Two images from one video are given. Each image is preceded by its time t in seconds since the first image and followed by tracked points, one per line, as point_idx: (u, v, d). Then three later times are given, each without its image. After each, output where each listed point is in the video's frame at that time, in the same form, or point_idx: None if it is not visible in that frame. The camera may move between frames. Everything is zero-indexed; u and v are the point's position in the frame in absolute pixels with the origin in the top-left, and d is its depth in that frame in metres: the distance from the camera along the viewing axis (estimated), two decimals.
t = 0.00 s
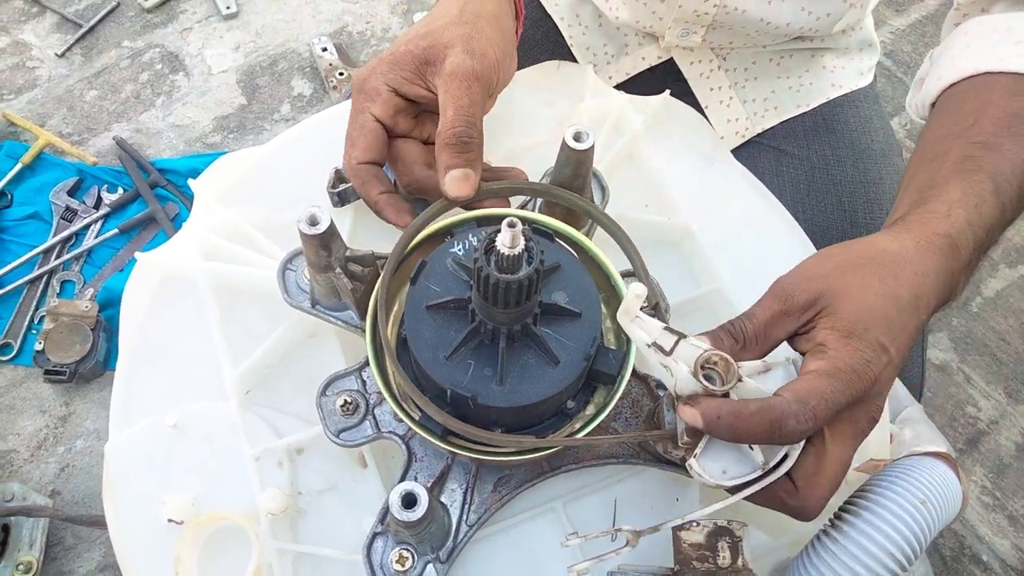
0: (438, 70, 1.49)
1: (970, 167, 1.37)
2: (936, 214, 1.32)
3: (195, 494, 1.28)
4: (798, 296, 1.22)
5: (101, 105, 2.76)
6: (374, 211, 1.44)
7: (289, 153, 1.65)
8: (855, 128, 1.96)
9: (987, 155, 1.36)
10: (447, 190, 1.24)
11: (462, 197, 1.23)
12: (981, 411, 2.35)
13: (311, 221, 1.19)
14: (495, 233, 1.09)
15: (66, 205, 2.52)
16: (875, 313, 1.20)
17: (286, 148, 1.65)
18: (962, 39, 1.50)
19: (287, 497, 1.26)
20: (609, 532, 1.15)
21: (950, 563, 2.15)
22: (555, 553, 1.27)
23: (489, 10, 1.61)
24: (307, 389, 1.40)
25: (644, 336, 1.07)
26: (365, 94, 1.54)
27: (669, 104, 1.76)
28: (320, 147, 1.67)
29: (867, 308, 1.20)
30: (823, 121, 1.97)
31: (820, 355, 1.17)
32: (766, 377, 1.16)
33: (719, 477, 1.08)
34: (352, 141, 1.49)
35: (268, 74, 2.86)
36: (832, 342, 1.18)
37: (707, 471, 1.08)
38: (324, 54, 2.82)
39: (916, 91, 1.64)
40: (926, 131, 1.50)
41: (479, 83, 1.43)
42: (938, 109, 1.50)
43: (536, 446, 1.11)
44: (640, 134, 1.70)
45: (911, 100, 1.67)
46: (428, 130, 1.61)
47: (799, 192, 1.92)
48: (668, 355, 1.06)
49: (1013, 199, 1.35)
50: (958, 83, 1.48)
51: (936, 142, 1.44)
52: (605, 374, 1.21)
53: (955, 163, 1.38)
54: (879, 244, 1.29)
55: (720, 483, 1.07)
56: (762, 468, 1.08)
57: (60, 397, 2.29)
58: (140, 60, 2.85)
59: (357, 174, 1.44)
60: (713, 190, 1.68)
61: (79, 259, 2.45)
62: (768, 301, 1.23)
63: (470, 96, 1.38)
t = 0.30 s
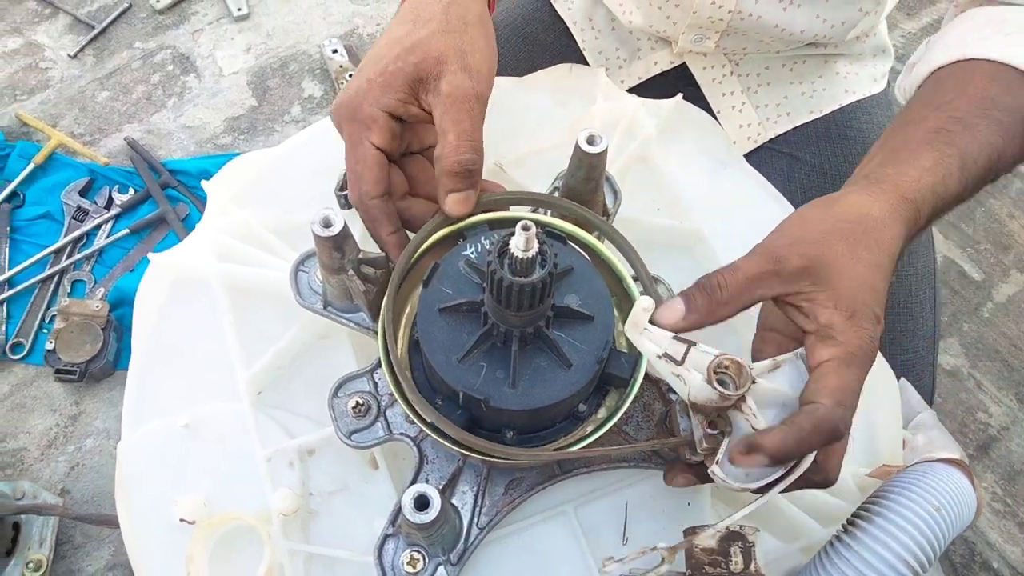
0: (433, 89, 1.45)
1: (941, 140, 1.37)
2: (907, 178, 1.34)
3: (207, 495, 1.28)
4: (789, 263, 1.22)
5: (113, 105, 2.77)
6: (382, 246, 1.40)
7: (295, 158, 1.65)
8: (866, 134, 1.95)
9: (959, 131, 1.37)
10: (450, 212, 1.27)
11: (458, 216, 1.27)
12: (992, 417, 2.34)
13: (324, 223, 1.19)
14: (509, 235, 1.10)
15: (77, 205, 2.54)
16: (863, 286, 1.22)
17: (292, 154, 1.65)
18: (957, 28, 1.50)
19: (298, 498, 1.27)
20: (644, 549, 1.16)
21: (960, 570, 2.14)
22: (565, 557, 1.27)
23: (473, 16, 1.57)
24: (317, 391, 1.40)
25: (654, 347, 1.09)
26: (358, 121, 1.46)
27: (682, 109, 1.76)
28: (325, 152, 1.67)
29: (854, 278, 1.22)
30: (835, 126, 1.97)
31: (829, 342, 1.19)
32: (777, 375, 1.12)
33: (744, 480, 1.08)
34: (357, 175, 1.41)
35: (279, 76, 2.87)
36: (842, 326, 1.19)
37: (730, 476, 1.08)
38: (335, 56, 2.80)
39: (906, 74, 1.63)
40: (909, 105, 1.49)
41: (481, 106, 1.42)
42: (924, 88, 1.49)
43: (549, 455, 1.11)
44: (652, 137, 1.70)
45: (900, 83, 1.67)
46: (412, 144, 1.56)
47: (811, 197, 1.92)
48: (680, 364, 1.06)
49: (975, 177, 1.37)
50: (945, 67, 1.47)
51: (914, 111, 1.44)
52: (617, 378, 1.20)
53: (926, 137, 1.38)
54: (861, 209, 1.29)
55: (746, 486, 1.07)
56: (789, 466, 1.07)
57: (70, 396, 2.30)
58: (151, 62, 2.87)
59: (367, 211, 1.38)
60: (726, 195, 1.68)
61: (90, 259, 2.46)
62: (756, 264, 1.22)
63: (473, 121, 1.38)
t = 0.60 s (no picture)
0: (480, 110, 1.43)
1: (893, 110, 1.45)
2: (855, 139, 1.41)
3: (216, 494, 1.28)
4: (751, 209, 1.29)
5: (123, 104, 2.78)
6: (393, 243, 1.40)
7: (305, 160, 1.64)
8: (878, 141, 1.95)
9: (910, 106, 1.46)
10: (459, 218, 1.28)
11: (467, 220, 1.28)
12: (1001, 424, 2.33)
13: (337, 223, 1.19)
14: (522, 237, 1.09)
15: (86, 203, 2.54)
16: (817, 231, 1.29)
17: (304, 155, 1.65)
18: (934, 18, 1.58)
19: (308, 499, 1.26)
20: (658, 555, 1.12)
21: None
22: (575, 562, 1.26)
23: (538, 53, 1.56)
24: (326, 392, 1.40)
25: (667, 352, 1.08)
26: (401, 113, 1.43)
27: (695, 112, 1.75)
28: (339, 154, 1.66)
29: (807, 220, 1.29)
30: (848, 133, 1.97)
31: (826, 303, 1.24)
32: (793, 381, 1.10)
33: (757, 487, 1.05)
34: (383, 163, 1.39)
35: (289, 75, 2.87)
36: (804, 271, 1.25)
37: (744, 483, 1.06)
38: (344, 56, 2.85)
39: (882, 52, 1.69)
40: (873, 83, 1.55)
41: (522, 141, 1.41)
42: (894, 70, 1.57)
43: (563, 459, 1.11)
44: (665, 142, 1.70)
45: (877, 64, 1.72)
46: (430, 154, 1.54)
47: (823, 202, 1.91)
48: (694, 370, 1.05)
49: (919, 151, 1.46)
50: (917, 52, 1.56)
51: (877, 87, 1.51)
52: (630, 378, 1.20)
53: (880, 112, 1.45)
54: (815, 160, 1.36)
55: (759, 493, 1.05)
56: (802, 470, 1.03)
57: (78, 393, 2.30)
58: (162, 60, 2.87)
59: (385, 202, 1.38)
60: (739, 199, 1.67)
61: (98, 257, 2.47)
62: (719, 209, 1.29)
63: (511, 151, 1.36)
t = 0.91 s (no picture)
0: (514, 129, 1.44)
1: (894, 121, 1.46)
2: (856, 148, 1.42)
3: (225, 493, 1.28)
4: (756, 213, 1.30)
5: (131, 102, 2.79)
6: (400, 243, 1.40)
7: (310, 164, 1.65)
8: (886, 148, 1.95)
9: (912, 116, 1.47)
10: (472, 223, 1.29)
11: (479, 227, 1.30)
12: (1006, 430, 2.33)
13: (350, 224, 1.20)
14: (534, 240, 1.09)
15: (94, 201, 2.55)
16: (819, 237, 1.30)
17: (317, 157, 1.65)
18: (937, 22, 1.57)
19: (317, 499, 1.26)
20: (665, 558, 1.13)
21: None
22: (583, 565, 1.27)
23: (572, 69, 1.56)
24: (335, 392, 1.40)
25: (678, 355, 1.08)
26: (435, 123, 1.41)
27: (704, 116, 1.75)
28: (351, 156, 1.67)
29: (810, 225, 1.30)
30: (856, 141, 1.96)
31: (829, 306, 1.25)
32: (802, 387, 1.12)
33: (766, 492, 1.04)
34: (407, 170, 1.39)
35: (296, 76, 2.88)
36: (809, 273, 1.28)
37: (753, 487, 1.05)
38: (352, 57, 2.86)
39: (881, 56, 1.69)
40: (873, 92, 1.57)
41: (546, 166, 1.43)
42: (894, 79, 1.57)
43: (571, 460, 1.11)
44: (674, 146, 1.70)
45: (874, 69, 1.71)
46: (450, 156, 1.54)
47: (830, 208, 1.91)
48: (706, 373, 1.05)
49: (919, 161, 1.47)
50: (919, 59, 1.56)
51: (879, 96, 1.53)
52: (639, 382, 1.20)
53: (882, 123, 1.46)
54: (816, 167, 1.37)
55: (768, 498, 1.04)
56: (811, 476, 1.03)
57: (83, 391, 2.31)
58: (170, 60, 2.88)
59: (401, 207, 1.38)
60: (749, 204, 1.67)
61: (105, 255, 2.48)
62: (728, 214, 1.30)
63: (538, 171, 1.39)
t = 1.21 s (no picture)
0: (506, 116, 1.47)
1: (988, 188, 1.42)
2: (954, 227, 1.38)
3: (227, 499, 1.28)
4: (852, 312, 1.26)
5: (134, 106, 2.80)
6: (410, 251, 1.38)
7: (315, 167, 1.66)
8: (886, 157, 1.96)
9: (1005, 178, 1.42)
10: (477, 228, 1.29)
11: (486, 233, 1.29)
12: (1005, 438, 2.33)
13: (353, 232, 1.20)
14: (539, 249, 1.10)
15: (96, 204, 2.56)
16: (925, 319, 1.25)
17: (322, 161, 1.66)
18: (988, 62, 1.57)
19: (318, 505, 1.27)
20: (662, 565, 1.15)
21: None
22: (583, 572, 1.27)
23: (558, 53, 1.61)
24: (337, 398, 1.41)
25: (682, 362, 1.08)
26: (428, 123, 1.46)
27: (707, 124, 1.76)
28: (356, 160, 1.68)
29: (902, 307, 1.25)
30: (856, 148, 1.97)
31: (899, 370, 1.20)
32: (805, 400, 1.08)
33: (764, 501, 1.05)
34: (407, 172, 1.41)
35: (299, 80, 2.89)
36: (903, 355, 1.21)
37: (751, 496, 1.05)
38: (354, 62, 2.87)
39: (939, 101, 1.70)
40: (945, 144, 1.56)
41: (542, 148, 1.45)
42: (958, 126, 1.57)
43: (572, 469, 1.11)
44: (675, 154, 1.71)
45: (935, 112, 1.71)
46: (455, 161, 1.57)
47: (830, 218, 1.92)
48: (707, 381, 1.05)
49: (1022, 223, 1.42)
50: (986, 103, 1.53)
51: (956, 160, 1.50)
52: (640, 391, 1.21)
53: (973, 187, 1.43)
54: (914, 257, 1.33)
55: (765, 507, 1.04)
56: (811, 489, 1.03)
57: (84, 394, 2.31)
58: (173, 64, 2.89)
59: (408, 209, 1.38)
60: (750, 212, 1.68)
61: (107, 258, 2.48)
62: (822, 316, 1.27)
63: (535, 155, 1.41)
